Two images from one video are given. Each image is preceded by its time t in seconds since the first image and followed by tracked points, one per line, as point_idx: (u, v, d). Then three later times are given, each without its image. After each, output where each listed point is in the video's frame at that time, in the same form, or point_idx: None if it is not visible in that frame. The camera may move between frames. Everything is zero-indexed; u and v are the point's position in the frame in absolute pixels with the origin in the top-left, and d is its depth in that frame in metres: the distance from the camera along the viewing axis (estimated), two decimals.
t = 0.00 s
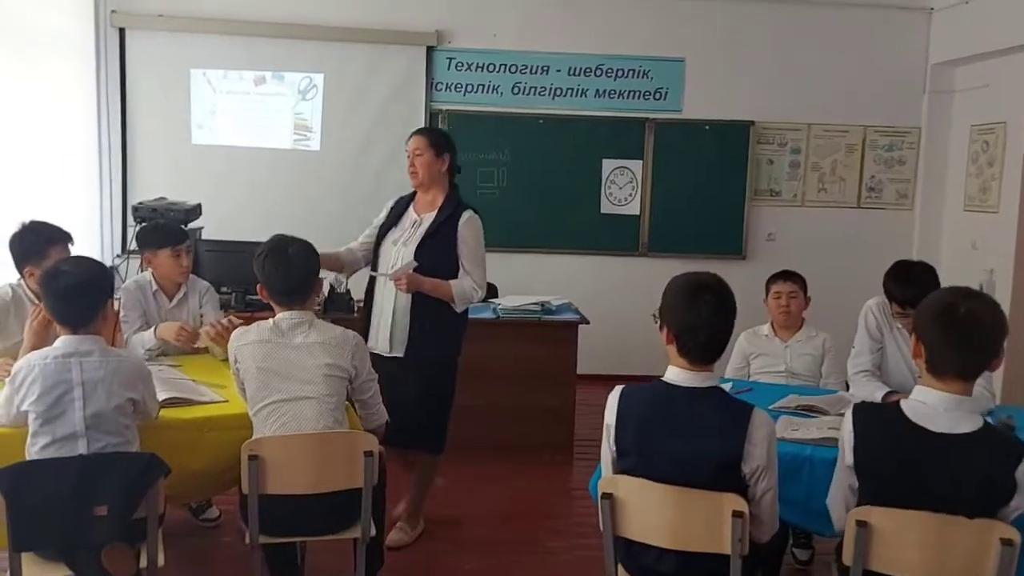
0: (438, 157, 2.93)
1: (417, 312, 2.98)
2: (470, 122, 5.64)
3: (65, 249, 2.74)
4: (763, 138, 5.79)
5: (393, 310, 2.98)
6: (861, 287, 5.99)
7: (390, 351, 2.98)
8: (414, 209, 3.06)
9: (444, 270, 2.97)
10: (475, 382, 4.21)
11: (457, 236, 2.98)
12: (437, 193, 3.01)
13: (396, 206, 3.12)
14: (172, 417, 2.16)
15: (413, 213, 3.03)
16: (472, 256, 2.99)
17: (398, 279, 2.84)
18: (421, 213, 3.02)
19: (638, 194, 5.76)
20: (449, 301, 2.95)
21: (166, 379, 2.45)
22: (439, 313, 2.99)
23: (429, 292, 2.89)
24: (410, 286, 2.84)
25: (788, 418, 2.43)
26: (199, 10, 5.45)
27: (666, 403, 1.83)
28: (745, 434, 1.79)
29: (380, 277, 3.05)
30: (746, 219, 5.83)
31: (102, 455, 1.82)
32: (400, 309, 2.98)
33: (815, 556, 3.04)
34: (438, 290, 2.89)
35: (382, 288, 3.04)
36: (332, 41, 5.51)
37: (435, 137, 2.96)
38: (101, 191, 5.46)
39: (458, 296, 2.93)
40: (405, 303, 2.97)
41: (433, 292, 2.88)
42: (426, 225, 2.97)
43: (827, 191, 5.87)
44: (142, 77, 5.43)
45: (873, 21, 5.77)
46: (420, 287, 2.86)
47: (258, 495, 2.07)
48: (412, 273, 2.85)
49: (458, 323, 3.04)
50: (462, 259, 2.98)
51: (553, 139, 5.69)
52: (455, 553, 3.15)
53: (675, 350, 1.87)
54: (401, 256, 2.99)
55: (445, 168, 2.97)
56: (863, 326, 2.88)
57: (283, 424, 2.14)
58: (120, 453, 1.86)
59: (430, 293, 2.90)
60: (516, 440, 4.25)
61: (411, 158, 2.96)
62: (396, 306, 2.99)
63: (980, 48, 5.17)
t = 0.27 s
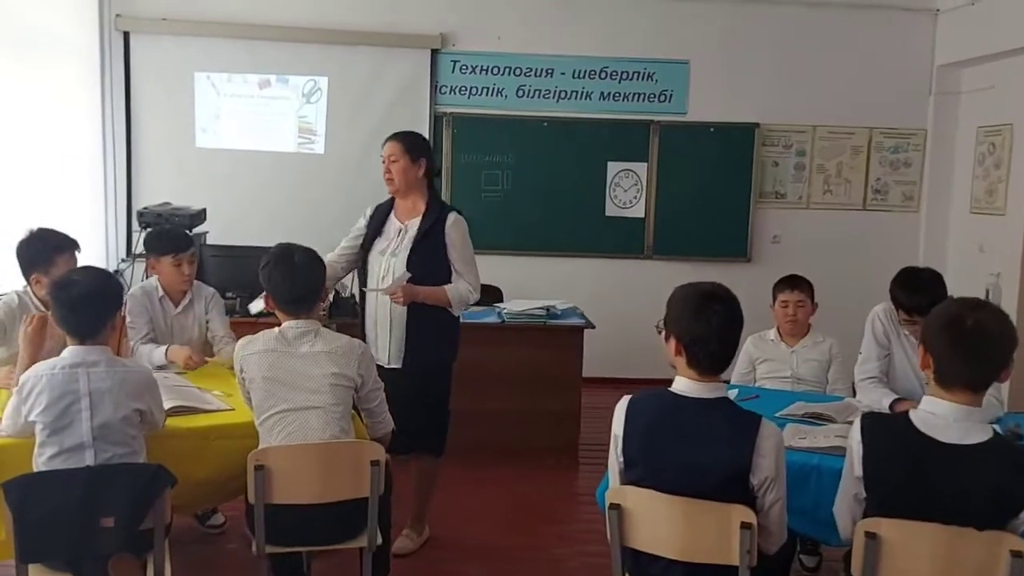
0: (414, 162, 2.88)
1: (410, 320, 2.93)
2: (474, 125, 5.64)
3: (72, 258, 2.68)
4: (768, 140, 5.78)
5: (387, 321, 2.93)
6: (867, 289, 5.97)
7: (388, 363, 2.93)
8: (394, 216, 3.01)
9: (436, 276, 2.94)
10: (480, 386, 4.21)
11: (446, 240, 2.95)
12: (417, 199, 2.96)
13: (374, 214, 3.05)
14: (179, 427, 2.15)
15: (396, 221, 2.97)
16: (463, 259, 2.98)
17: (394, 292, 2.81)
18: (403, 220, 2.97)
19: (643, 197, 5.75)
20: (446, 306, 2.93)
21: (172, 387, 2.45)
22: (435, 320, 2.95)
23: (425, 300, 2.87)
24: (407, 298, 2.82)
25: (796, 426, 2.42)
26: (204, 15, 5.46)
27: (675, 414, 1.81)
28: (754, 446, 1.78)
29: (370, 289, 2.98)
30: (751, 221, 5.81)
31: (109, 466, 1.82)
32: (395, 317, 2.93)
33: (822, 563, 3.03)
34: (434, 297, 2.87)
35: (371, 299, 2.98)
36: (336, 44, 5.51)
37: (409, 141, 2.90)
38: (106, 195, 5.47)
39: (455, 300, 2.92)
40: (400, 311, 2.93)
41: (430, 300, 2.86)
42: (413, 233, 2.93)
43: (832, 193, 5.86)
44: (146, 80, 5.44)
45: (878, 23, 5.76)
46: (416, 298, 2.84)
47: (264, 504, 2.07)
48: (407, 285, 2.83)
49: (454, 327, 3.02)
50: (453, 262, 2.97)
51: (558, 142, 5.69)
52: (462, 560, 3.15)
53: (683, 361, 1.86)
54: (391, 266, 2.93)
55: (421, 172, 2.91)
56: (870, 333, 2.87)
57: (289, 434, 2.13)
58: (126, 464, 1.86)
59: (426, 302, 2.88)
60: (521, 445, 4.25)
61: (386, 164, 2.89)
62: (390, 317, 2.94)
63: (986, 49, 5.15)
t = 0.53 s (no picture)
0: (380, 166, 2.81)
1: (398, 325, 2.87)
2: (480, 128, 5.65)
3: (84, 265, 2.68)
4: (773, 143, 5.78)
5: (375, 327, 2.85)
6: (872, 291, 5.98)
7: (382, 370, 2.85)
8: (361, 221, 2.93)
9: (417, 279, 2.89)
10: (487, 389, 4.22)
11: (423, 242, 2.92)
12: (386, 203, 2.91)
13: (339, 223, 2.94)
14: (190, 433, 2.17)
15: (366, 227, 2.90)
16: (440, 259, 2.96)
17: (384, 301, 2.75)
18: (375, 225, 2.90)
19: (648, 199, 5.76)
20: (431, 308, 2.90)
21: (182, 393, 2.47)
22: (419, 321, 2.90)
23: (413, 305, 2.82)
24: (398, 304, 2.77)
25: (803, 430, 2.43)
26: (211, 19, 5.48)
27: (683, 421, 1.82)
28: (762, 452, 1.79)
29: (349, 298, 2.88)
30: (756, 223, 5.82)
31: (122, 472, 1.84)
32: (383, 324, 2.86)
33: (829, 567, 3.04)
34: (421, 300, 2.83)
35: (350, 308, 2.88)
36: (343, 48, 5.53)
37: (374, 145, 2.82)
38: (113, 198, 5.50)
39: (440, 300, 2.90)
40: (387, 318, 2.86)
41: (419, 304, 2.83)
42: (389, 238, 2.87)
43: (838, 195, 5.86)
44: (153, 84, 5.47)
45: (883, 25, 5.76)
46: (406, 303, 2.79)
47: (275, 510, 2.09)
48: (396, 292, 2.77)
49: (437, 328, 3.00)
50: (431, 263, 2.94)
51: (563, 144, 5.70)
52: (469, 563, 3.16)
53: (689, 368, 1.87)
54: (373, 273, 2.85)
55: (386, 177, 2.85)
56: (877, 337, 2.88)
57: (299, 440, 2.15)
58: (139, 470, 1.87)
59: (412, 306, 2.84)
60: (528, 448, 4.26)
61: (351, 170, 2.81)
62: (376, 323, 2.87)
63: (991, 51, 5.15)
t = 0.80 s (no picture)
0: (342, 168, 2.70)
1: (385, 326, 2.82)
2: (482, 129, 5.66)
3: (91, 266, 2.68)
4: (774, 143, 5.79)
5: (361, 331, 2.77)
6: (872, 292, 5.99)
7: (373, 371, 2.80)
8: (328, 226, 2.82)
9: (392, 275, 2.84)
10: (489, 390, 4.23)
11: (393, 237, 2.85)
12: (351, 204, 2.81)
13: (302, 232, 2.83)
14: (196, 435, 2.17)
15: (335, 231, 2.79)
16: (412, 250, 2.90)
17: (368, 303, 2.69)
18: (343, 228, 2.80)
19: (649, 200, 5.77)
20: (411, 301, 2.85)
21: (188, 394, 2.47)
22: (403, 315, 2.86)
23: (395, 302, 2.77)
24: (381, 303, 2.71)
25: (805, 431, 2.43)
26: (212, 20, 5.49)
27: (688, 423, 1.83)
28: (766, 453, 1.79)
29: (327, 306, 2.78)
30: (757, 224, 5.83)
31: (129, 474, 1.85)
32: (366, 326, 2.79)
33: (831, 567, 3.04)
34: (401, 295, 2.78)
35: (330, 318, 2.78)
36: (344, 49, 5.54)
37: (333, 147, 2.71)
38: (115, 199, 5.52)
39: (419, 292, 2.85)
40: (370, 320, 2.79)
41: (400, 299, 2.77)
42: (361, 238, 2.78)
43: (838, 196, 5.87)
44: (155, 86, 5.48)
45: (885, 26, 5.76)
46: (389, 300, 2.74)
47: (281, 509, 2.10)
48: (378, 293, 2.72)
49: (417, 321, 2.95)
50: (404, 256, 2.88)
51: (565, 145, 5.70)
52: (472, 564, 3.17)
53: (693, 369, 1.88)
54: (352, 277, 2.77)
55: (347, 178, 2.74)
56: (879, 338, 2.89)
57: (306, 440, 2.16)
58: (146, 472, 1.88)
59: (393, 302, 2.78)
60: (530, 448, 4.27)
61: (312, 174, 2.69)
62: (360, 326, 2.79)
63: (992, 52, 5.16)
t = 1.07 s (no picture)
0: (324, 170, 2.68)
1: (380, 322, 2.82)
2: (481, 127, 5.66)
3: (93, 264, 2.67)
4: (773, 141, 5.80)
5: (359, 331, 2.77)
6: (870, 289, 6.00)
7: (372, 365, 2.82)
8: (311, 227, 2.81)
9: (383, 271, 2.83)
10: (489, 388, 4.24)
11: (380, 232, 2.85)
12: (334, 204, 2.79)
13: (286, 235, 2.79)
14: (198, 433, 2.17)
15: (320, 233, 2.78)
16: (400, 243, 2.90)
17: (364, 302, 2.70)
18: (328, 228, 2.79)
19: (648, 198, 5.78)
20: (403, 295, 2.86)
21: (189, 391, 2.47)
22: (397, 310, 2.86)
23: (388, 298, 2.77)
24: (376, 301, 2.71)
25: (805, 428, 2.44)
26: (211, 18, 5.49)
27: (690, 419, 1.84)
28: (767, 449, 1.80)
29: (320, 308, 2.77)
30: (756, 221, 5.83)
31: (132, 471, 1.85)
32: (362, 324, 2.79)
33: (831, 563, 3.05)
34: (394, 290, 2.78)
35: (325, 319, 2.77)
36: (343, 46, 5.54)
37: (310, 148, 2.68)
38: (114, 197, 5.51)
39: (411, 285, 2.85)
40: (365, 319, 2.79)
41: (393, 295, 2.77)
42: (349, 237, 2.77)
43: (837, 193, 5.88)
44: (154, 84, 5.48)
45: (883, 23, 5.77)
46: (383, 297, 2.75)
47: (282, 507, 2.09)
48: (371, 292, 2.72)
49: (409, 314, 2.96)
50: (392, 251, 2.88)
51: (564, 143, 5.71)
52: (473, 561, 3.17)
53: (694, 365, 1.88)
54: (344, 277, 2.77)
55: (329, 179, 2.72)
56: (878, 335, 2.90)
57: (306, 437, 2.16)
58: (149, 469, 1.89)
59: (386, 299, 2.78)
60: (530, 445, 4.27)
61: (293, 179, 2.67)
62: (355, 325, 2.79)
63: (990, 49, 5.17)
